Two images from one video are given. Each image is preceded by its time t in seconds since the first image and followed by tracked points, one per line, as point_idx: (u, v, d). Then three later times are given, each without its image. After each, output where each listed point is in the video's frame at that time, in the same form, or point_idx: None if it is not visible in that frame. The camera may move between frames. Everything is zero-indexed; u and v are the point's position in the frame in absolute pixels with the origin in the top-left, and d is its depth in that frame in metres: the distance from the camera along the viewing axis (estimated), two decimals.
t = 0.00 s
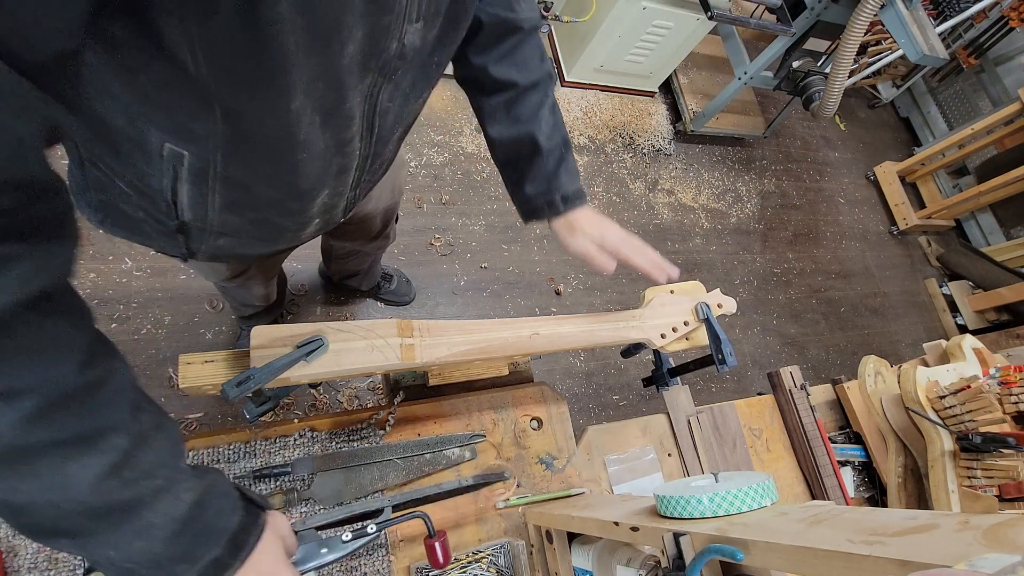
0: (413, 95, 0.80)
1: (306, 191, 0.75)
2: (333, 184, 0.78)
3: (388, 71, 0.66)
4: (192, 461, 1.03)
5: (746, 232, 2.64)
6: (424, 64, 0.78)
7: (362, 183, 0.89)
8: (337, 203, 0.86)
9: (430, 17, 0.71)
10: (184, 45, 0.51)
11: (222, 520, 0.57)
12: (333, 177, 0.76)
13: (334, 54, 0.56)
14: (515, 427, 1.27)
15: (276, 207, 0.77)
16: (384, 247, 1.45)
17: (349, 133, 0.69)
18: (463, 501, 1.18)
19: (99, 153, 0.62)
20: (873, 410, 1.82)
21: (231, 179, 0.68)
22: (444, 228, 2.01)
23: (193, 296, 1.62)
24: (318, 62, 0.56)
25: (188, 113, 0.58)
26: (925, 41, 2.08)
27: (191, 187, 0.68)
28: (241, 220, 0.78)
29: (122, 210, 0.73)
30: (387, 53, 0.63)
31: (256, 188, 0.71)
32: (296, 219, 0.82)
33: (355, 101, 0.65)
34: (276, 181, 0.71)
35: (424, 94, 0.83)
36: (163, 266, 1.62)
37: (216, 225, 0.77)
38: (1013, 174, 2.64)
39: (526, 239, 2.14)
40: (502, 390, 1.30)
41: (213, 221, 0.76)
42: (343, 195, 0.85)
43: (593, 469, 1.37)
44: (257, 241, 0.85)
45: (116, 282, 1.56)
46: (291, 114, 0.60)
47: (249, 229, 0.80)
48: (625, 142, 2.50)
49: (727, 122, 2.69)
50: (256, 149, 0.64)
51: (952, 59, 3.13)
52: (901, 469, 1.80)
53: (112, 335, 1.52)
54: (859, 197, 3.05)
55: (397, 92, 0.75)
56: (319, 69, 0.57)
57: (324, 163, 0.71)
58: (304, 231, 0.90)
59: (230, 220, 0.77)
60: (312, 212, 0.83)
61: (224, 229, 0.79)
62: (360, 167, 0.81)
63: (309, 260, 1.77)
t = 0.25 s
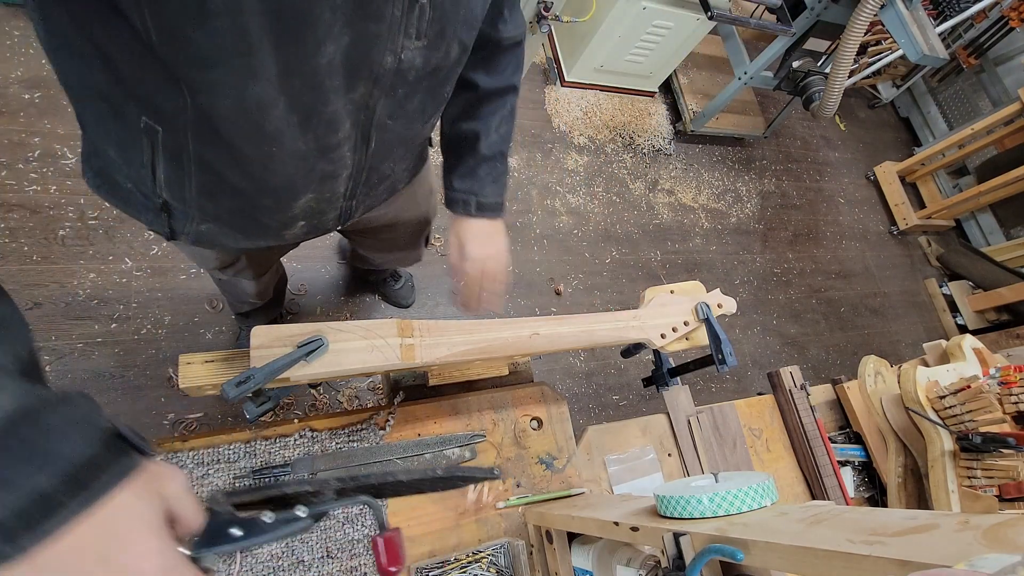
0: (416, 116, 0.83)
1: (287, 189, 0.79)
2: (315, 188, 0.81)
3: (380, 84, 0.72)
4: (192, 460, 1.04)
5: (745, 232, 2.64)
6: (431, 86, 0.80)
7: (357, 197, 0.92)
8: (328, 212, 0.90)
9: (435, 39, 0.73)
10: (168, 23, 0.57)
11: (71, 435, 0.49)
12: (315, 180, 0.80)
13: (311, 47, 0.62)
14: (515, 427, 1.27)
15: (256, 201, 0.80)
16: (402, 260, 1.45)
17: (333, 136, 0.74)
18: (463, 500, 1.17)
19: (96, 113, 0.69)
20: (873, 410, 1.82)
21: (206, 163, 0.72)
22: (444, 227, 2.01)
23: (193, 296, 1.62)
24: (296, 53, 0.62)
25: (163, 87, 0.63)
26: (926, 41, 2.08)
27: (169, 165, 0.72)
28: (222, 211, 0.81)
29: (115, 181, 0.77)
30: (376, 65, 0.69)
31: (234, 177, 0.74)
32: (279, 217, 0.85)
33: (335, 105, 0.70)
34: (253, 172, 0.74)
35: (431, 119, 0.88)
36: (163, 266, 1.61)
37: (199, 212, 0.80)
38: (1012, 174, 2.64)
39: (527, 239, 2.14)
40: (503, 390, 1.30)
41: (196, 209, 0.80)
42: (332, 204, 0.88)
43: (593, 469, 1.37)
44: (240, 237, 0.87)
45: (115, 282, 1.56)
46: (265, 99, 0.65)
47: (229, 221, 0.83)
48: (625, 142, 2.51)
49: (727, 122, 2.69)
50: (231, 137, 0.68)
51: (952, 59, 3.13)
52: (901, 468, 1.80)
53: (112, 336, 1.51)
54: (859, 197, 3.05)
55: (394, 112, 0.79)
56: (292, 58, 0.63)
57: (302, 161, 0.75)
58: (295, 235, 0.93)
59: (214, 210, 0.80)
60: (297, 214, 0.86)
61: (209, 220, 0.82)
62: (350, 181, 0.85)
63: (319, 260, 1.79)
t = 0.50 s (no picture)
0: (456, 120, 0.88)
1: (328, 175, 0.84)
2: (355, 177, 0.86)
3: (429, 83, 0.76)
4: (191, 461, 1.03)
5: (745, 232, 2.64)
6: (476, 92, 0.85)
7: (392, 198, 0.98)
8: (363, 202, 0.95)
9: (485, 43, 0.77)
10: (246, 1, 0.62)
11: None
12: (355, 169, 0.84)
13: (371, 36, 0.67)
14: (515, 427, 1.27)
15: (302, 183, 0.85)
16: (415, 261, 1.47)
17: (378, 127, 0.78)
18: (463, 500, 1.17)
19: (169, 80, 0.74)
20: (873, 410, 1.83)
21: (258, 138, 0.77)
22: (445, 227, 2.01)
23: (193, 296, 1.62)
24: (361, 45, 0.67)
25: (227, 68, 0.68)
26: (926, 41, 2.08)
27: (224, 136, 0.77)
28: (265, 183, 0.85)
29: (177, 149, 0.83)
30: (428, 62, 0.73)
31: (282, 155, 0.79)
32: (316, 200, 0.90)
33: (387, 99, 0.75)
34: (300, 154, 0.79)
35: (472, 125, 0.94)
36: (163, 266, 1.61)
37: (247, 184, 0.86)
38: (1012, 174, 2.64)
39: (526, 239, 2.14)
40: (502, 390, 1.30)
41: (241, 178, 0.84)
42: (368, 194, 0.93)
43: (593, 469, 1.37)
44: (279, 212, 0.92)
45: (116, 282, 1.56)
46: (319, 84, 0.70)
47: (272, 196, 0.89)
48: (625, 142, 2.51)
49: (727, 122, 2.69)
50: (286, 118, 0.73)
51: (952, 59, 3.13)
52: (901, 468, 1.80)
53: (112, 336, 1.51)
54: (859, 197, 3.05)
55: (438, 115, 0.84)
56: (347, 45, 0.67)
57: (345, 150, 0.80)
58: (327, 221, 0.97)
59: (260, 182, 0.85)
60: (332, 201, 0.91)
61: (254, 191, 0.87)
62: (387, 176, 0.90)
63: (325, 263, 1.80)
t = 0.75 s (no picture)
0: (508, 113, 0.89)
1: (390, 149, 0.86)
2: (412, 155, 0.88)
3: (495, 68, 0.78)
4: (191, 461, 1.03)
5: (746, 232, 2.64)
6: (534, 83, 0.85)
7: (443, 186, 1.00)
8: (415, 184, 0.97)
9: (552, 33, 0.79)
10: None
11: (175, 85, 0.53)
12: (412, 145, 0.86)
13: (449, 12, 0.70)
14: (515, 427, 1.27)
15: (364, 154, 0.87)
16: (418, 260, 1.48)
17: (441, 104, 0.81)
18: (463, 499, 1.17)
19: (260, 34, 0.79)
20: (873, 410, 1.83)
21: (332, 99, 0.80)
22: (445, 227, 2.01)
23: (193, 296, 1.62)
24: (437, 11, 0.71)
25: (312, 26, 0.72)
26: (926, 41, 2.08)
27: (302, 96, 0.81)
28: (330, 150, 0.88)
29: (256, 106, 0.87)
30: (496, 45, 0.75)
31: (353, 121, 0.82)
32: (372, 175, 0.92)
33: (454, 75, 0.77)
34: (371, 121, 0.82)
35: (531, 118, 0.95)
36: (163, 266, 1.61)
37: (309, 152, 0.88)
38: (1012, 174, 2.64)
39: (527, 238, 2.14)
40: (502, 390, 1.30)
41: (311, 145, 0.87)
42: (421, 177, 0.95)
43: (593, 469, 1.37)
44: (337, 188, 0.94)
45: (116, 282, 1.55)
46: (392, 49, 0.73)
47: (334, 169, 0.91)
48: (625, 142, 2.51)
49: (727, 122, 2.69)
50: (365, 83, 0.76)
51: (952, 59, 3.13)
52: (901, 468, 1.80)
53: (112, 336, 1.51)
54: (859, 197, 3.05)
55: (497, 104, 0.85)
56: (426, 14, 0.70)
57: (408, 123, 0.82)
58: (379, 203, 0.99)
59: (322, 151, 0.88)
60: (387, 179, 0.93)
61: (318, 161, 0.89)
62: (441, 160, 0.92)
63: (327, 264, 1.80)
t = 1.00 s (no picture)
0: (539, 108, 0.94)
1: (427, 124, 0.93)
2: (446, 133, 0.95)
3: (529, 58, 0.84)
4: (191, 461, 1.03)
5: (746, 232, 2.64)
6: (568, 82, 0.91)
7: (472, 172, 1.06)
8: (446, 164, 1.02)
9: (587, 32, 0.84)
10: None
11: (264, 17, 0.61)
12: (447, 122, 0.92)
13: None
14: (515, 427, 1.27)
15: (403, 125, 0.94)
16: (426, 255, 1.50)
17: (476, 86, 0.87)
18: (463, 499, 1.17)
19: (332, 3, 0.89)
20: (873, 410, 1.83)
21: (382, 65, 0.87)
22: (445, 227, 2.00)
23: (193, 296, 1.62)
24: None
25: None
26: (926, 41, 2.08)
27: (356, 59, 0.90)
28: (370, 118, 0.95)
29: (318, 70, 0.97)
30: (532, 36, 0.81)
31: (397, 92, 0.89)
32: (410, 149, 0.99)
33: (495, 60, 0.84)
34: (415, 94, 0.88)
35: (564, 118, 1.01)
36: (163, 266, 1.61)
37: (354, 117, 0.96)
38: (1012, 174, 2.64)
39: (526, 238, 2.14)
40: (502, 390, 1.30)
41: (359, 109, 0.95)
42: (451, 159, 1.01)
43: (593, 469, 1.37)
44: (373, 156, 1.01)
45: (116, 282, 1.55)
46: (430, 20, 0.79)
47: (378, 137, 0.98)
48: (626, 142, 2.51)
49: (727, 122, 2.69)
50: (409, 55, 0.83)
51: (952, 59, 3.13)
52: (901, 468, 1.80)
53: (112, 335, 1.51)
54: (859, 197, 3.05)
55: (531, 97, 0.91)
56: None
57: (446, 99, 0.88)
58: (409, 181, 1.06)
59: (366, 116, 0.95)
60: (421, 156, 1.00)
61: (362, 127, 0.97)
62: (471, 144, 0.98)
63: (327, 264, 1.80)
